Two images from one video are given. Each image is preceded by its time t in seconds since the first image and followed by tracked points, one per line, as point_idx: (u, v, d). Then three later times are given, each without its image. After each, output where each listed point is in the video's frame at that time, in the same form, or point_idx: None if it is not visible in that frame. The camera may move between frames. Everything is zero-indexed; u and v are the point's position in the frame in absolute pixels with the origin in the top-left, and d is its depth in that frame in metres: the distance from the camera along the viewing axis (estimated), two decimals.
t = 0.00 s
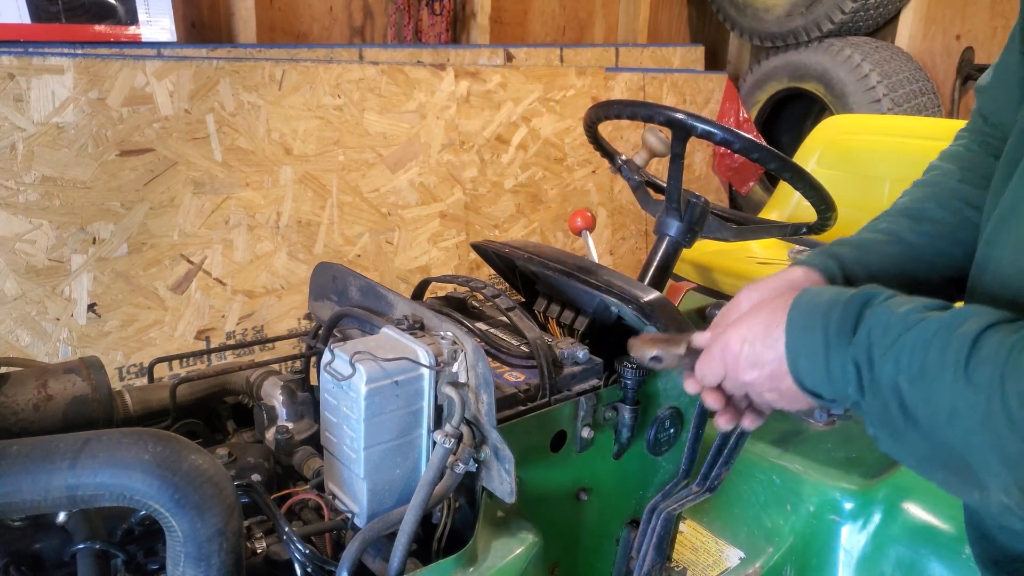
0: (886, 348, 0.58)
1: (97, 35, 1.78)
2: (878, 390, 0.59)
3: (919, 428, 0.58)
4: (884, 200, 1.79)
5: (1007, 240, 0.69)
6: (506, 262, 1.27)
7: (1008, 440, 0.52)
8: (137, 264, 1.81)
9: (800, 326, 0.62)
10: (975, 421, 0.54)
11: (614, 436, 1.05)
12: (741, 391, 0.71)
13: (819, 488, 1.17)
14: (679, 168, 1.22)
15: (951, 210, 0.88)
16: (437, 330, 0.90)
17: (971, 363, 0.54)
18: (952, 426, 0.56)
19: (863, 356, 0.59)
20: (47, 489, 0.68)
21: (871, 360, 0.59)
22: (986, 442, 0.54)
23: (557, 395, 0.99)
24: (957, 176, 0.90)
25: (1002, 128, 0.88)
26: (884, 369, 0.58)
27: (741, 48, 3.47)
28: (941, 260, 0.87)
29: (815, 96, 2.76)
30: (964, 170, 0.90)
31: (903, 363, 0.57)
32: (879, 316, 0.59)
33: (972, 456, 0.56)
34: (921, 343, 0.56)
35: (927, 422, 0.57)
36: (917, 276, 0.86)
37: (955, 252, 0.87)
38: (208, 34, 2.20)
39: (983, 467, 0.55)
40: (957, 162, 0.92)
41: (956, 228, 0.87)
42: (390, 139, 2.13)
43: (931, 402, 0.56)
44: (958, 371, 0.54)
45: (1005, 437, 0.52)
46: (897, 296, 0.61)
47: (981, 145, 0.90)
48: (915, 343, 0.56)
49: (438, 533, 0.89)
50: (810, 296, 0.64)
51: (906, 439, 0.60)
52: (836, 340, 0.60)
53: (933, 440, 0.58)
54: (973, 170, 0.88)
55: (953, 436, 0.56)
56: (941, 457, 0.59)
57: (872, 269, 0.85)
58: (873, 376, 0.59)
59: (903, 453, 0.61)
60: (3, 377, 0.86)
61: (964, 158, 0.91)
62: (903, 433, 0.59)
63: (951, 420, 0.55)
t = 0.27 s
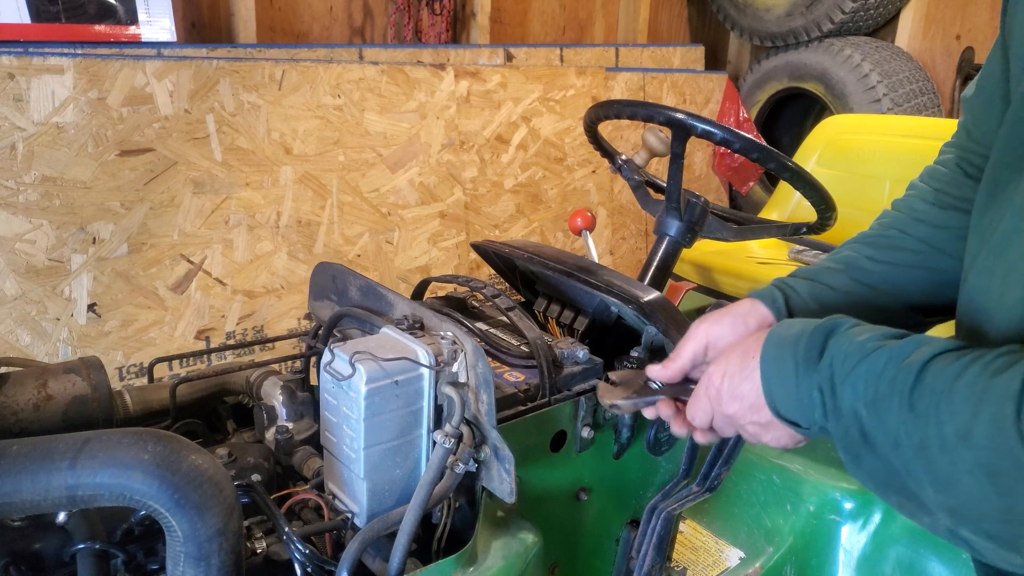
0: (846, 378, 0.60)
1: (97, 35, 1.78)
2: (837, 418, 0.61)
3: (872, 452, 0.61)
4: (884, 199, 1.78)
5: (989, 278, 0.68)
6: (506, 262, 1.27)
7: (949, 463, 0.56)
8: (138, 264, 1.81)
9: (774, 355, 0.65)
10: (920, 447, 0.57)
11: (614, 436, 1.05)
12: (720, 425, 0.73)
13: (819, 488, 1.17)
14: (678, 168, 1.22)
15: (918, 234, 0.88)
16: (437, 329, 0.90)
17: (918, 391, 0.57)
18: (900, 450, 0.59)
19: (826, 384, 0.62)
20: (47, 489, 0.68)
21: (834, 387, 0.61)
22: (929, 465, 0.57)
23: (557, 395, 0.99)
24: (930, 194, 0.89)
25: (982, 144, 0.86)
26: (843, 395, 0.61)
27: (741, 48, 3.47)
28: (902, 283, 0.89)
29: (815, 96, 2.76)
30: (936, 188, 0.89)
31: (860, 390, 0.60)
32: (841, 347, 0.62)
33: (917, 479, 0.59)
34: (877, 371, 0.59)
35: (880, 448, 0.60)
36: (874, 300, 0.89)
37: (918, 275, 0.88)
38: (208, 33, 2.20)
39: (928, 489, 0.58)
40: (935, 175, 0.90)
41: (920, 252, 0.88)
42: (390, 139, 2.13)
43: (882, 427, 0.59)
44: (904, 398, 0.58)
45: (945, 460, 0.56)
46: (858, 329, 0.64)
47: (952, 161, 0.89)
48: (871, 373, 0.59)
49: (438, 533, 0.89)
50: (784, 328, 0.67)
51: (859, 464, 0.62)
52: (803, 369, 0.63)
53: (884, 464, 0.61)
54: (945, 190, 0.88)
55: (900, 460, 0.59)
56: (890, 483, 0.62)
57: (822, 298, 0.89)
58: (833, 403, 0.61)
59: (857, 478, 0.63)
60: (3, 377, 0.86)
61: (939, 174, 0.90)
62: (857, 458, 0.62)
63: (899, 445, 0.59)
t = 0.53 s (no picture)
0: (837, 355, 0.61)
1: (96, 35, 1.78)
2: (826, 394, 0.62)
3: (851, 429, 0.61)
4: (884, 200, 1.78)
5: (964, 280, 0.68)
6: (506, 262, 1.27)
7: (918, 440, 0.56)
8: (138, 264, 1.81)
9: (777, 332, 0.66)
10: (892, 422, 0.58)
11: (614, 436, 1.05)
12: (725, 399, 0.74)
13: (819, 488, 1.17)
14: (678, 168, 1.22)
15: (886, 237, 0.91)
16: (437, 330, 0.90)
17: (899, 370, 0.58)
18: (875, 427, 0.59)
19: (817, 360, 0.62)
20: (47, 489, 0.68)
21: (825, 363, 0.62)
22: (899, 442, 0.57)
23: (557, 395, 0.99)
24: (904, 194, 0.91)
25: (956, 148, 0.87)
26: (831, 372, 0.61)
27: (741, 48, 3.47)
28: (869, 281, 0.92)
29: (815, 96, 2.76)
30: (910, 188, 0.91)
31: (847, 366, 0.60)
32: (839, 327, 0.63)
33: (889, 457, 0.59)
34: (865, 351, 0.60)
35: (861, 426, 0.61)
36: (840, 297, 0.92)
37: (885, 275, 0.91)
38: (208, 34, 2.20)
39: (896, 467, 0.58)
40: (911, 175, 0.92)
41: (887, 252, 0.91)
42: (390, 139, 2.13)
43: (862, 403, 0.60)
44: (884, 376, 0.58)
45: (916, 438, 0.56)
46: (861, 314, 0.64)
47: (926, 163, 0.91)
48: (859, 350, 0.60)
49: (438, 533, 0.89)
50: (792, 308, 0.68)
51: (840, 440, 0.63)
52: (799, 345, 0.64)
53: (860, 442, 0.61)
54: (918, 192, 0.90)
55: (875, 436, 0.60)
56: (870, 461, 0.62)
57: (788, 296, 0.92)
58: (821, 378, 0.62)
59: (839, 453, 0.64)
60: (3, 377, 0.86)
61: (915, 174, 0.91)
62: (841, 434, 0.62)
63: (875, 421, 0.59)
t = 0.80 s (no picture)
0: (831, 355, 0.62)
1: (96, 35, 1.78)
2: (820, 394, 0.62)
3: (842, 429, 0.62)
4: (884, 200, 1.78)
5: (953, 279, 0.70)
6: (506, 262, 1.27)
7: (912, 441, 0.57)
8: (138, 264, 1.81)
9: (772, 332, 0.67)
10: (887, 424, 0.58)
11: (614, 436, 1.05)
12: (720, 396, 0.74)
13: (819, 489, 1.17)
14: (678, 168, 1.22)
15: (882, 234, 0.91)
16: (437, 330, 0.90)
17: (893, 372, 0.58)
18: (869, 428, 0.60)
19: (812, 360, 0.63)
20: (47, 489, 0.68)
21: (819, 362, 0.62)
22: (894, 443, 0.58)
23: (557, 395, 0.99)
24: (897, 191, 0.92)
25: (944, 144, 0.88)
26: (826, 372, 0.62)
27: (741, 48, 3.47)
28: (866, 279, 0.92)
29: (815, 96, 2.76)
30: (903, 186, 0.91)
31: (842, 366, 0.61)
32: (834, 327, 0.63)
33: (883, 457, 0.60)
34: (860, 352, 0.60)
35: (855, 426, 0.61)
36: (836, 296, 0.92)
37: (880, 272, 0.91)
38: (208, 34, 2.19)
39: (891, 469, 0.59)
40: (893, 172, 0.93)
41: (883, 249, 0.91)
42: (390, 139, 2.13)
43: (855, 403, 0.60)
44: (878, 378, 0.59)
45: (910, 439, 0.57)
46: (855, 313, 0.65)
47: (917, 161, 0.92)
48: (853, 352, 0.60)
49: (438, 533, 0.89)
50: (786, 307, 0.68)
51: (832, 439, 0.63)
52: (794, 345, 0.64)
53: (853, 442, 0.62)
54: (910, 189, 0.90)
55: (869, 436, 0.60)
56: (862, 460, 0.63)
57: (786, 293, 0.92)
58: (815, 378, 0.62)
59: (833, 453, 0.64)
60: (3, 377, 0.86)
61: (908, 172, 0.92)
62: (835, 434, 0.63)
63: (869, 422, 0.60)
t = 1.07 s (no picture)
0: (828, 359, 0.62)
1: (96, 36, 1.78)
2: (817, 398, 0.63)
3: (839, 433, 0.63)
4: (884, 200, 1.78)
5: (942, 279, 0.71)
6: (506, 262, 1.27)
7: (907, 444, 0.58)
8: (138, 264, 1.81)
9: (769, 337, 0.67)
10: (882, 427, 0.59)
11: (614, 436, 1.05)
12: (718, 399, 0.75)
13: (819, 488, 1.17)
14: (678, 168, 1.22)
15: (880, 235, 0.91)
16: (437, 329, 0.90)
17: (887, 376, 0.59)
18: (865, 431, 0.61)
19: (808, 365, 0.63)
20: (47, 489, 0.68)
21: (815, 367, 0.63)
22: (889, 446, 0.59)
23: (557, 395, 0.99)
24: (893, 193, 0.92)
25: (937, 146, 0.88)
26: (822, 376, 0.62)
27: (741, 48, 3.47)
28: (864, 280, 0.92)
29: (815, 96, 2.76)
30: (898, 187, 0.92)
31: (836, 371, 0.61)
32: (830, 331, 0.64)
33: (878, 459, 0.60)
34: (854, 357, 0.61)
35: (851, 430, 0.62)
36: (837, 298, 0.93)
37: (881, 273, 0.91)
38: (208, 34, 2.19)
39: (887, 472, 0.60)
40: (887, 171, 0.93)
41: (882, 250, 0.91)
42: (390, 139, 2.13)
43: (851, 407, 0.61)
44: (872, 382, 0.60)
45: (905, 442, 0.58)
46: (849, 317, 0.65)
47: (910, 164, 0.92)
48: (847, 356, 0.61)
49: (438, 533, 0.89)
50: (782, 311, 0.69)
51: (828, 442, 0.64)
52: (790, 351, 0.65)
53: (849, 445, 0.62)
54: (907, 189, 0.90)
55: (865, 439, 0.61)
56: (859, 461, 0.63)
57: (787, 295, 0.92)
58: (811, 383, 0.63)
59: (831, 455, 0.65)
60: (3, 377, 0.86)
61: (904, 172, 0.92)
62: (831, 438, 0.63)
63: (865, 426, 0.60)
